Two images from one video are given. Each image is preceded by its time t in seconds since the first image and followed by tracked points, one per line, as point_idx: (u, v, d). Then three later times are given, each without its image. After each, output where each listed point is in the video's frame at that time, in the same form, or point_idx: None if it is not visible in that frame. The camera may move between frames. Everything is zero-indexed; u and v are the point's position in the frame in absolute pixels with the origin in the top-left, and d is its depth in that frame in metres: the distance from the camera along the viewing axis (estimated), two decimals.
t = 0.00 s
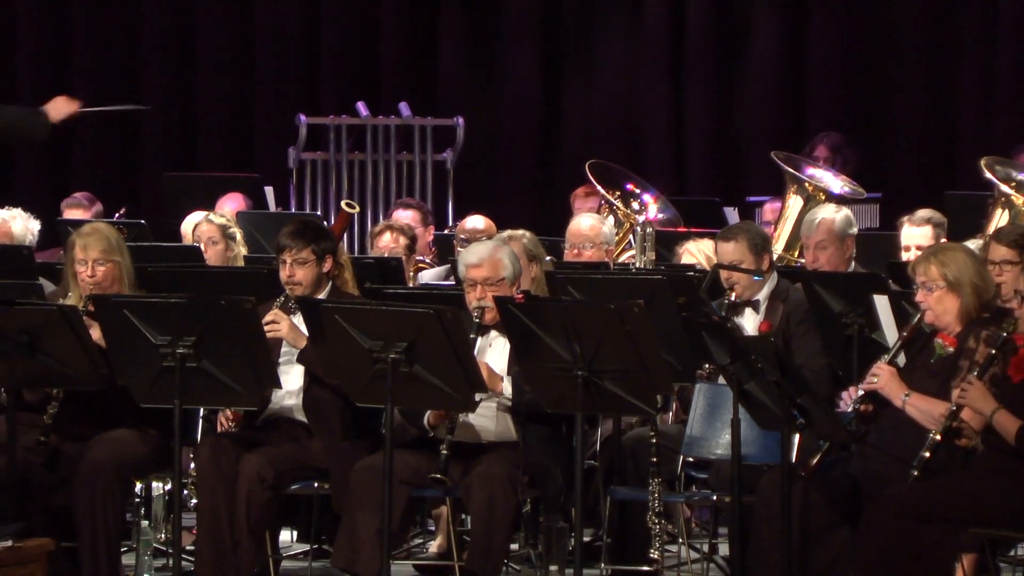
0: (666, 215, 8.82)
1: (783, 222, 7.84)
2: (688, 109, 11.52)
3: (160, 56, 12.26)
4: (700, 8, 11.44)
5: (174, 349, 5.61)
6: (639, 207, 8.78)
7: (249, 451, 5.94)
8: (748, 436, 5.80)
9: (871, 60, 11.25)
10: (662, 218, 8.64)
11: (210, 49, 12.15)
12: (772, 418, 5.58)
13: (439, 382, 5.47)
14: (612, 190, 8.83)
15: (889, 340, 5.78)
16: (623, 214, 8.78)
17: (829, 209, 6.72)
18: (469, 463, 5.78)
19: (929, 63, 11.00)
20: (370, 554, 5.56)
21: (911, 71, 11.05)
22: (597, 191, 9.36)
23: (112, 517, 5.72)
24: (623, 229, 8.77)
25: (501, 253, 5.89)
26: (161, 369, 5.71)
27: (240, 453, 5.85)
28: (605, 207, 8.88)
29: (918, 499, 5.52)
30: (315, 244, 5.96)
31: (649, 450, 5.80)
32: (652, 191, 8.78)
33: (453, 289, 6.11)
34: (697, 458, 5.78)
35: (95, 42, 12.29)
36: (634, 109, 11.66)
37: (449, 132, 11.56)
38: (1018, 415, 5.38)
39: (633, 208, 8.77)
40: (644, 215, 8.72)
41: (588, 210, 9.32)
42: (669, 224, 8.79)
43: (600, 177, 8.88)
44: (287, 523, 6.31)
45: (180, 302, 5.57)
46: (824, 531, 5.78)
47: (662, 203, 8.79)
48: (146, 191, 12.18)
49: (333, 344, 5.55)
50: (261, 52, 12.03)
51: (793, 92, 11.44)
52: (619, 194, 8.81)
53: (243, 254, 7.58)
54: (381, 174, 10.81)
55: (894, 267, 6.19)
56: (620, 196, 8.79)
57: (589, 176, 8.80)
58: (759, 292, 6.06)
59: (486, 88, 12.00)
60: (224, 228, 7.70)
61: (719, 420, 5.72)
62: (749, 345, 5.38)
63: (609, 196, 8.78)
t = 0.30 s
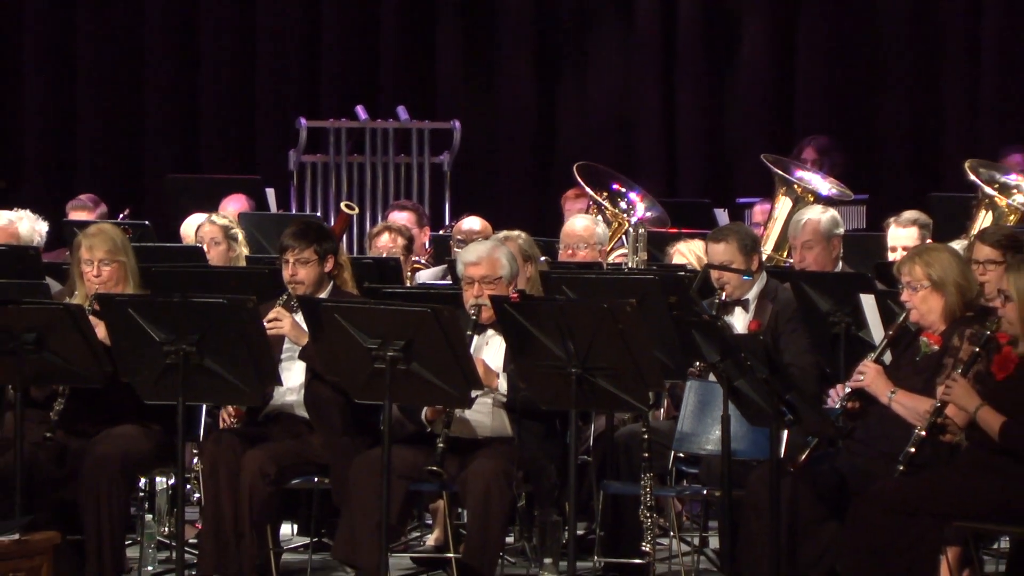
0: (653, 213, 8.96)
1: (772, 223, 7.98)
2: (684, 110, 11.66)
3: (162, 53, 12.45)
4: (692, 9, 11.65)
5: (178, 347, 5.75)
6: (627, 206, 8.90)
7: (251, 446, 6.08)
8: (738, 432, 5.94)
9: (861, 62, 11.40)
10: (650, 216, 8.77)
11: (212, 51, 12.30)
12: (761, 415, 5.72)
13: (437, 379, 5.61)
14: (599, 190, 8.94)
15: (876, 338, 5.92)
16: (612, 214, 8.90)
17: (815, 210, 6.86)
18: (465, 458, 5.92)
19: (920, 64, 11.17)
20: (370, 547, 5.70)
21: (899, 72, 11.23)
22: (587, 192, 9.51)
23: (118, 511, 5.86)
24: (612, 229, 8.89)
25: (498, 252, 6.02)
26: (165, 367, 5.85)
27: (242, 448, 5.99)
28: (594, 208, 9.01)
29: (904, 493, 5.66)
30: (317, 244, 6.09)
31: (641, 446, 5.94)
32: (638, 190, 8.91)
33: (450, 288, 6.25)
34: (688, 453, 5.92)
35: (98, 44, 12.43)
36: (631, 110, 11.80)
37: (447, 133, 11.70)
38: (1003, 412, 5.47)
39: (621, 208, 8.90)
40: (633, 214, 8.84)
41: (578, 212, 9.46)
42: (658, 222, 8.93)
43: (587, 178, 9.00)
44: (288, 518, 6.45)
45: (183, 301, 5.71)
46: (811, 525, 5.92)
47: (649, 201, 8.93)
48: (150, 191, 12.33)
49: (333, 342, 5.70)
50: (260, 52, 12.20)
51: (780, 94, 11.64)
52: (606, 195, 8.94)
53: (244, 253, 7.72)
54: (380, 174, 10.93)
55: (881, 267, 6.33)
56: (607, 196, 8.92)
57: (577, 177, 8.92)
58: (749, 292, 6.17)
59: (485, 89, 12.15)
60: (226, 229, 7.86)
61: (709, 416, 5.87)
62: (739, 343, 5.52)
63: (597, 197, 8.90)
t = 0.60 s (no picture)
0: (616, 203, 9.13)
1: (746, 225, 8.13)
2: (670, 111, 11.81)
3: (160, 52, 12.76)
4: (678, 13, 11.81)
5: (167, 345, 5.90)
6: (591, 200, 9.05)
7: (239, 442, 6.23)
8: (713, 428, 6.09)
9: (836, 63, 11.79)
10: (618, 205, 8.90)
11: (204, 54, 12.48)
12: (736, 411, 5.86)
13: (419, 376, 5.76)
14: (565, 190, 9.05)
15: (848, 337, 6.08)
16: (580, 210, 9.04)
17: (789, 212, 7.02)
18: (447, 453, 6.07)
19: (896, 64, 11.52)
20: (354, 541, 5.84)
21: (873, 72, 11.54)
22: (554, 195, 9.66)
23: (109, 506, 6.01)
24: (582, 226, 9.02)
25: (480, 252, 6.17)
26: (155, 365, 5.99)
27: (230, 444, 6.12)
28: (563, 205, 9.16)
29: (877, 490, 5.79)
30: (305, 244, 6.23)
31: (619, 443, 6.09)
32: (597, 182, 9.11)
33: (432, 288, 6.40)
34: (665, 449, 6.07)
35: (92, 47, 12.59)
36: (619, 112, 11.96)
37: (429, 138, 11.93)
38: (971, 408, 5.66)
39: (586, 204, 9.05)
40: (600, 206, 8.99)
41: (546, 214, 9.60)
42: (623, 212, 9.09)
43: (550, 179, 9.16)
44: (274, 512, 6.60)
45: (173, 300, 5.85)
46: (785, 519, 6.06)
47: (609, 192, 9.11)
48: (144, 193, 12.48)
49: (318, 340, 5.85)
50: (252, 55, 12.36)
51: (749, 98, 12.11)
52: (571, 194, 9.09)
53: (233, 254, 7.82)
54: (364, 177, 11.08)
55: (853, 267, 6.49)
56: (573, 194, 9.03)
57: (544, 178, 9.03)
58: (725, 292, 6.35)
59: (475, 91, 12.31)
60: (214, 230, 7.96)
61: (685, 413, 6.02)
62: (714, 341, 5.67)
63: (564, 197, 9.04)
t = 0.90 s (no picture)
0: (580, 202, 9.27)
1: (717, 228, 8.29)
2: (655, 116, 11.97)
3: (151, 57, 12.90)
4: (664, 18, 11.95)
5: (152, 346, 6.04)
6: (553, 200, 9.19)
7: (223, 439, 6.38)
8: (686, 425, 6.23)
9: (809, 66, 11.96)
10: (583, 202, 9.12)
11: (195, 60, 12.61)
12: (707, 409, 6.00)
13: (398, 376, 5.91)
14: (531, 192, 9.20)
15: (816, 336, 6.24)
16: (549, 209, 9.16)
17: (759, 216, 7.21)
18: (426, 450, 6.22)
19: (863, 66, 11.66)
20: (334, 536, 5.99)
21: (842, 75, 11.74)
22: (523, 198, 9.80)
23: (96, 503, 6.15)
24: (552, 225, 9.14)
25: (460, 254, 6.33)
26: (140, 365, 6.13)
27: (212, 443, 6.25)
28: (532, 206, 9.28)
29: (844, 485, 5.90)
30: (288, 246, 6.38)
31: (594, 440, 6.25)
32: (558, 183, 9.26)
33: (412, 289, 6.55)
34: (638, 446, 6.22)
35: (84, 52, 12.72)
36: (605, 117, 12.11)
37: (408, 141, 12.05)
38: (936, 406, 5.83)
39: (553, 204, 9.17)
40: (567, 206, 9.13)
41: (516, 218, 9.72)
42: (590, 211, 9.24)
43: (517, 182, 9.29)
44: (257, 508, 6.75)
45: (158, 302, 6.00)
46: (755, 514, 6.20)
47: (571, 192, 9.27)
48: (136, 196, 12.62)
49: (300, 340, 6.00)
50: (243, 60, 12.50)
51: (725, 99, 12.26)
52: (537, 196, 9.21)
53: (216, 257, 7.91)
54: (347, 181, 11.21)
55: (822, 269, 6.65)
56: (540, 195, 9.18)
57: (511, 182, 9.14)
58: (696, 293, 6.50)
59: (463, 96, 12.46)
60: (198, 233, 8.03)
61: (659, 411, 6.17)
62: (686, 341, 5.81)
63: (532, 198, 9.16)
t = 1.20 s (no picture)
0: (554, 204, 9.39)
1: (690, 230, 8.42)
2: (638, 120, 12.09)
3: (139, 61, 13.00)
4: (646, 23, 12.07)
5: (134, 345, 6.14)
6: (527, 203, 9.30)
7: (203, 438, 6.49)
8: (658, 423, 6.35)
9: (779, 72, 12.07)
10: (556, 205, 9.24)
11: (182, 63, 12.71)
12: (678, 407, 6.12)
13: (375, 375, 6.01)
14: (505, 195, 9.30)
15: (783, 335, 6.38)
16: (522, 212, 9.28)
17: (730, 219, 7.33)
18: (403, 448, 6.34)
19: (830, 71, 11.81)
20: (312, 533, 6.10)
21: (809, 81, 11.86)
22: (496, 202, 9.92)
23: (78, 500, 6.26)
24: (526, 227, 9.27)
25: (440, 255, 6.46)
26: (122, 364, 6.23)
27: (193, 442, 6.37)
28: (505, 210, 9.38)
29: (818, 480, 5.96)
30: (264, 247, 6.50)
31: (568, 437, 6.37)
32: (531, 186, 9.36)
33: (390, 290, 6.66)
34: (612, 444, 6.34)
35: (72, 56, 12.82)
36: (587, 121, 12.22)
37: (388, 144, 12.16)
38: (904, 404, 5.93)
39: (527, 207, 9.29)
40: (541, 208, 9.25)
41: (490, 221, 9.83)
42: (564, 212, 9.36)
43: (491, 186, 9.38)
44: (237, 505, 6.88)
45: (140, 302, 6.10)
46: (727, 511, 6.33)
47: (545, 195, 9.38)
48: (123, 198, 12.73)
49: (278, 340, 6.10)
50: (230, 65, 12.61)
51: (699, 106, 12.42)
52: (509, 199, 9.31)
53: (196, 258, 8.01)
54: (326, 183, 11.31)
55: (793, 270, 6.79)
56: (513, 198, 9.28)
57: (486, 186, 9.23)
58: (668, 294, 6.72)
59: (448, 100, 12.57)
60: (179, 234, 8.15)
61: (632, 409, 6.29)
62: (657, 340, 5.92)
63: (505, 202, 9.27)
